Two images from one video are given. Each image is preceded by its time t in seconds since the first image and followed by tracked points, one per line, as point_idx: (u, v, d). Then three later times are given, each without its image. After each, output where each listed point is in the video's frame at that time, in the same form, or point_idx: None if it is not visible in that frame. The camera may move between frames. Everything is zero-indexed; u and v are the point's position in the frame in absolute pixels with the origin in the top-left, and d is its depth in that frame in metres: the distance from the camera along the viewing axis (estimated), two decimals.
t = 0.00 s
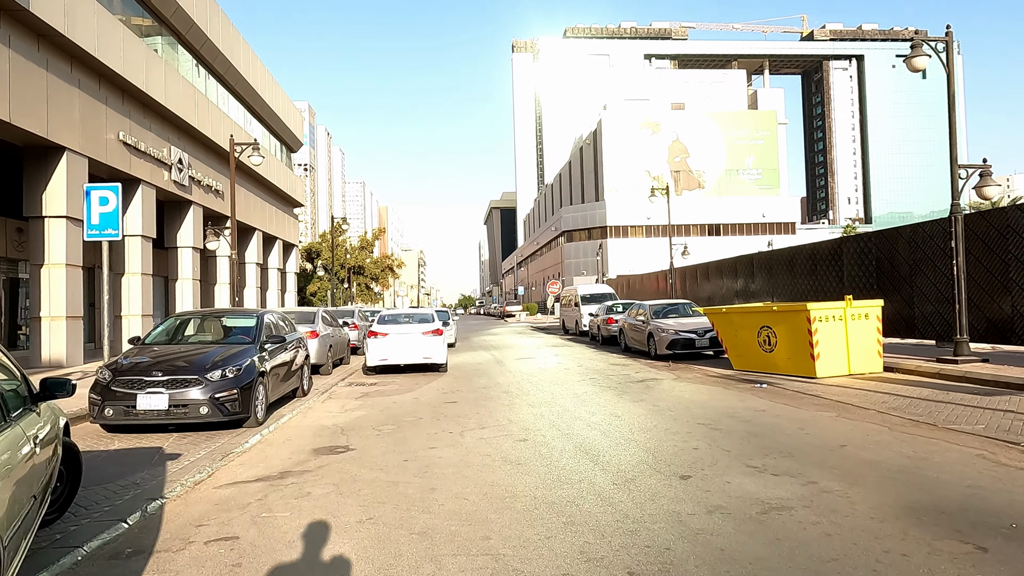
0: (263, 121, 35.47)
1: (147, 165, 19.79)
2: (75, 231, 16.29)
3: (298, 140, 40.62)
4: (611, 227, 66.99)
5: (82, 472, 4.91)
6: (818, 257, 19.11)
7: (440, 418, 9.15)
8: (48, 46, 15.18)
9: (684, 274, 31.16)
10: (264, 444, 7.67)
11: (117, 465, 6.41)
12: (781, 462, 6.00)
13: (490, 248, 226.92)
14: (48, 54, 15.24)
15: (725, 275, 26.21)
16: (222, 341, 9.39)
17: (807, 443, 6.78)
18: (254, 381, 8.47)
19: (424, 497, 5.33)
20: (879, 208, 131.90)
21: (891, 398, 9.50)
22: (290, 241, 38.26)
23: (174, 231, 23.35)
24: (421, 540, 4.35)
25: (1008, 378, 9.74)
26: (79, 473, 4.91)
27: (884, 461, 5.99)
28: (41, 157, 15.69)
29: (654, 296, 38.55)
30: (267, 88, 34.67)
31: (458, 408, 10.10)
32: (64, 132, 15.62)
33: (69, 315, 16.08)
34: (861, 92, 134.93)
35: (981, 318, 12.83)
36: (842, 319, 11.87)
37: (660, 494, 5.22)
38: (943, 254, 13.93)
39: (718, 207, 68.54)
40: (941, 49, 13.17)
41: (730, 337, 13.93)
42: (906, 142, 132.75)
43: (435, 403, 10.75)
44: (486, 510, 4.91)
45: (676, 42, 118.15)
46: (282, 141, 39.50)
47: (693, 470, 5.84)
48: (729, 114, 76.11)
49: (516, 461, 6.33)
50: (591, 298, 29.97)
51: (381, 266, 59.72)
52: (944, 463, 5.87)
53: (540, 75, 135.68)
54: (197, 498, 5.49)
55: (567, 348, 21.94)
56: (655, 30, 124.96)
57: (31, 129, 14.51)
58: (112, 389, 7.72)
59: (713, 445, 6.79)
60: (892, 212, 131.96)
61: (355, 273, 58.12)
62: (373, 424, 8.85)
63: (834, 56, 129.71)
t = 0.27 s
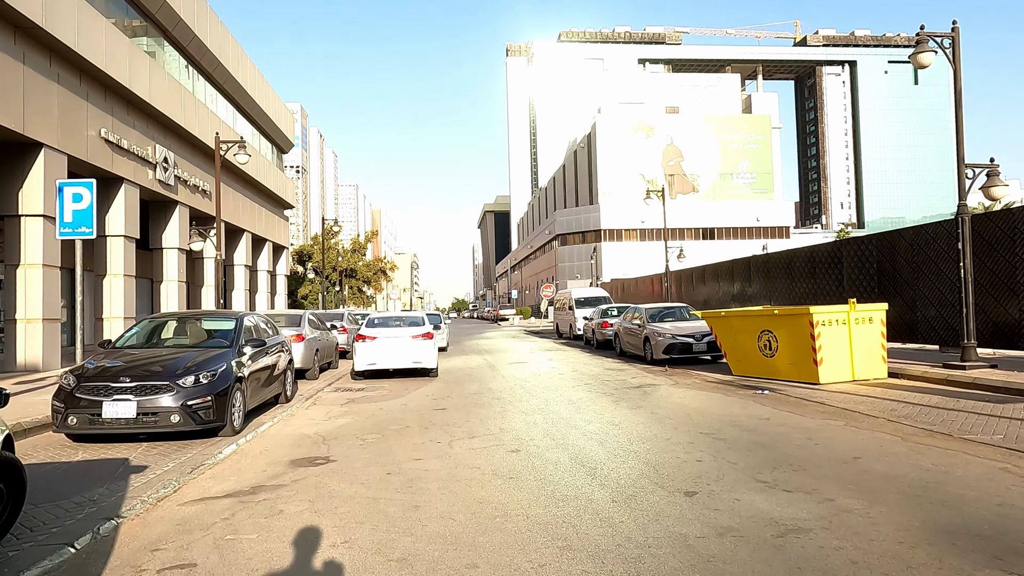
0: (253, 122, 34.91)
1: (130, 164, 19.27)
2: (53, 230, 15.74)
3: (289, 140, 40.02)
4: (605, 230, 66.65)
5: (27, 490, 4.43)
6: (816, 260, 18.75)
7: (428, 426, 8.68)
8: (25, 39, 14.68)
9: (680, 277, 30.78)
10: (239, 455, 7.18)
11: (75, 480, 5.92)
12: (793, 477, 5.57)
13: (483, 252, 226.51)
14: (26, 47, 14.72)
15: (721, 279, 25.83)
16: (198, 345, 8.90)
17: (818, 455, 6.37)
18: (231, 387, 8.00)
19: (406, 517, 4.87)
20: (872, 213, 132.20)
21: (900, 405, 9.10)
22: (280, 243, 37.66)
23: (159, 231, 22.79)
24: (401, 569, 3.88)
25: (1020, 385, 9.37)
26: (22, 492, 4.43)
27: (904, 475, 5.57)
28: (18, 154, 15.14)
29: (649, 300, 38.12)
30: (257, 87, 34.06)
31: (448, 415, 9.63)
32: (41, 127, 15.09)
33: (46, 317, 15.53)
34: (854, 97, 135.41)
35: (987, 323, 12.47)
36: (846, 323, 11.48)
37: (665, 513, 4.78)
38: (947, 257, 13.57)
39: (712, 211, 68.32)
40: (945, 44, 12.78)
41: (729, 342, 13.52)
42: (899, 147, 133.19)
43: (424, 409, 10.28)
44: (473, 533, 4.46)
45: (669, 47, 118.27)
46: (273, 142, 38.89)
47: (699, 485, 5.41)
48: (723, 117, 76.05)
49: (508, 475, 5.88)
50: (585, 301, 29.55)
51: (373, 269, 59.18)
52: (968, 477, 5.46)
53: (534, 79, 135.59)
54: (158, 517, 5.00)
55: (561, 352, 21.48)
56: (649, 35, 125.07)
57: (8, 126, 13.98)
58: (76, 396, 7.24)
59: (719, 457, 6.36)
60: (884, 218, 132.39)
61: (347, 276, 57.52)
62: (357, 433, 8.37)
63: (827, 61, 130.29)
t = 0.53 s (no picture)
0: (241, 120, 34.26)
1: (111, 160, 18.70)
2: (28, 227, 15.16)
3: (278, 139, 39.37)
4: (597, 232, 66.31)
5: None
6: (814, 261, 18.41)
7: (415, 434, 8.24)
8: None
9: (673, 279, 30.40)
10: (213, 465, 6.71)
11: (28, 495, 5.44)
12: (807, 492, 5.17)
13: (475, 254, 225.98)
14: None
15: (716, 281, 25.48)
16: (172, 347, 8.42)
17: (830, 467, 5.98)
18: (206, 393, 7.52)
19: (389, 539, 4.43)
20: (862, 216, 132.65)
21: (909, 412, 8.73)
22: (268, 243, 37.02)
23: (142, 229, 22.18)
24: None
25: None
26: None
27: (926, 491, 5.19)
28: None
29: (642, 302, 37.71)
30: (246, 85, 33.40)
31: (436, 422, 9.19)
32: (16, 120, 14.52)
33: (19, 318, 14.95)
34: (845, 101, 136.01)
35: (992, 326, 12.15)
36: (849, 326, 11.14)
37: (673, 534, 4.37)
38: (950, 258, 13.24)
39: (705, 213, 68.13)
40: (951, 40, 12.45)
41: (727, 346, 13.13)
42: (889, 151, 133.82)
43: (411, 416, 9.83)
44: (461, 557, 4.05)
45: (662, 49, 118.34)
46: (262, 141, 38.24)
47: (707, 502, 5.00)
48: (715, 119, 75.99)
49: (501, 490, 5.45)
50: (578, 303, 29.15)
51: (363, 270, 58.58)
52: (996, 493, 5.07)
53: (526, 80, 135.39)
54: (114, 539, 4.54)
55: (553, 355, 21.04)
56: (641, 37, 125.19)
57: None
58: (36, 402, 6.76)
59: (726, 470, 5.96)
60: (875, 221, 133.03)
61: (336, 277, 56.90)
62: (340, 442, 7.91)
63: (818, 65, 130.84)
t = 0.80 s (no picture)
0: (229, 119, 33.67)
1: (90, 156, 18.14)
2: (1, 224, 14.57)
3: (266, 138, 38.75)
4: (589, 234, 66.04)
5: None
6: (810, 264, 18.11)
7: (402, 443, 7.79)
8: None
9: (667, 282, 30.07)
10: (184, 477, 6.24)
11: None
12: (826, 509, 4.77)
13: (465, 256, 225.51)
14: None
15: (710, 283, 25.17)
16: (144, 351, 7.93)
17: (845, 480, 5.61)
18: (179, 399, 7.05)
19: (371, 564, 4.01)
20: (852, 220, 133.17)
21: (918, 420, 8.39)
22: (256, 244, 36.41)
23: (123, 228, 21.59)
24: None
25: None
26: None
27: (951, 510, 4.81)
28: None
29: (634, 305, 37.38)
30: (234, 82, 32.80)
31: (424, 430, 8.76)
32: None
33: None
34: (834, 106, 136.81)
35: (996, 330, 11.87)
36: (851, 330, 10.81)
37: (684, 558, 3.97)
38: (953, 261, 12.98)
39: (697, 217, 68.04)
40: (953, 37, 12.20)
41: (725, 350, 12.78)
42: (878, 156, 134.57)
43: (399, 422, 9.38)
44: None
45: (653, 53, 118.55)
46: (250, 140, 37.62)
47: (718, 520, 4.60)
48: (706, 123, 76.07)
49: (493, 507, 5.04)
50: (570, 306, 28.77)
51: (353, 272, 58.02)
52: None
53: (517, 83, 135.24)
54: (63, 565, 4.08)
55: (545, 359, 20.62)
56: (632, 41, 125.45)
57: None
58: None
59: (734, 484, 5.56)
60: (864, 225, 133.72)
61: (325, 278, 56.31)
62: (322, 450, 7.45)
63: (808, 70, 131.65)
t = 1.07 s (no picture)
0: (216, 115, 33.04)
1: (70, 150, 17.62)
2: None
3: (254, 135, 38.11)
4: (580, 236, 65.74)
5: None
6: (806, 267, 17.83)
7: (386, 451, 7.39)
8: None
9: (659, 285, 29.76)
10: (150, 489, 5.81)
11: None
12: (841, 530, 4.43)
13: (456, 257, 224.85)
14: None
15: (703, 286, 24.88)
16: (116, 352, 7.48)
17: (858, 496, 5.26)
18: (148, 404, 6.61)
19: None
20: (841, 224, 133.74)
21: (924, 429, 8.07)
22: (242, 242, 35.79)
23: (104, 225, 21.05)
24: None
25: None
26: None
27: (976, 530, 4.47)
28: None
29: (626, 307, 37.05)
30: (221, 78, 32.19)
31: (410, 436, 8.36)
32: None
33: None
34: (824, 111, 137.53)
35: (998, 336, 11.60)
36: (851, 335, 10.52)
37: None
38: (953, 265, 12.72)
39: (688, 219, 67.89)
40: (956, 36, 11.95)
41: (721, 354, 12.46)
42: (868, 160, 135.29)
43: (384, 428, 8.97)
44: None
45: (645, 56, 118.67)
46: (238, 137, 36.99)
47: (727, 543, 4.23)
48: (698, 125, 76.05)
49: (483, 525, 4.64)
50: (561, 308, 28.43)
51: (342, 272, 57.40)
52: None
53: (509, 84, 135.03)
54: None
55: (536, 361, 20.25)
56: (624, 43, 125.60)
57: None
58: None
59: (741, 499, 5.21)
60: (853, 229, 134.34)
61: (314, 278, 55.67)
62: (302, 459, 7.03)
63: (798, 75, 132.34)
